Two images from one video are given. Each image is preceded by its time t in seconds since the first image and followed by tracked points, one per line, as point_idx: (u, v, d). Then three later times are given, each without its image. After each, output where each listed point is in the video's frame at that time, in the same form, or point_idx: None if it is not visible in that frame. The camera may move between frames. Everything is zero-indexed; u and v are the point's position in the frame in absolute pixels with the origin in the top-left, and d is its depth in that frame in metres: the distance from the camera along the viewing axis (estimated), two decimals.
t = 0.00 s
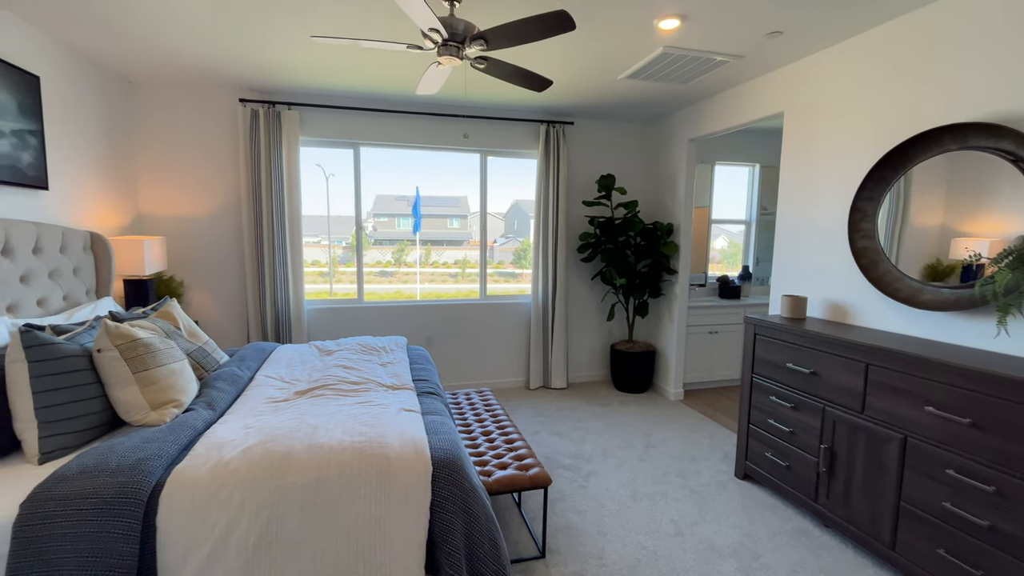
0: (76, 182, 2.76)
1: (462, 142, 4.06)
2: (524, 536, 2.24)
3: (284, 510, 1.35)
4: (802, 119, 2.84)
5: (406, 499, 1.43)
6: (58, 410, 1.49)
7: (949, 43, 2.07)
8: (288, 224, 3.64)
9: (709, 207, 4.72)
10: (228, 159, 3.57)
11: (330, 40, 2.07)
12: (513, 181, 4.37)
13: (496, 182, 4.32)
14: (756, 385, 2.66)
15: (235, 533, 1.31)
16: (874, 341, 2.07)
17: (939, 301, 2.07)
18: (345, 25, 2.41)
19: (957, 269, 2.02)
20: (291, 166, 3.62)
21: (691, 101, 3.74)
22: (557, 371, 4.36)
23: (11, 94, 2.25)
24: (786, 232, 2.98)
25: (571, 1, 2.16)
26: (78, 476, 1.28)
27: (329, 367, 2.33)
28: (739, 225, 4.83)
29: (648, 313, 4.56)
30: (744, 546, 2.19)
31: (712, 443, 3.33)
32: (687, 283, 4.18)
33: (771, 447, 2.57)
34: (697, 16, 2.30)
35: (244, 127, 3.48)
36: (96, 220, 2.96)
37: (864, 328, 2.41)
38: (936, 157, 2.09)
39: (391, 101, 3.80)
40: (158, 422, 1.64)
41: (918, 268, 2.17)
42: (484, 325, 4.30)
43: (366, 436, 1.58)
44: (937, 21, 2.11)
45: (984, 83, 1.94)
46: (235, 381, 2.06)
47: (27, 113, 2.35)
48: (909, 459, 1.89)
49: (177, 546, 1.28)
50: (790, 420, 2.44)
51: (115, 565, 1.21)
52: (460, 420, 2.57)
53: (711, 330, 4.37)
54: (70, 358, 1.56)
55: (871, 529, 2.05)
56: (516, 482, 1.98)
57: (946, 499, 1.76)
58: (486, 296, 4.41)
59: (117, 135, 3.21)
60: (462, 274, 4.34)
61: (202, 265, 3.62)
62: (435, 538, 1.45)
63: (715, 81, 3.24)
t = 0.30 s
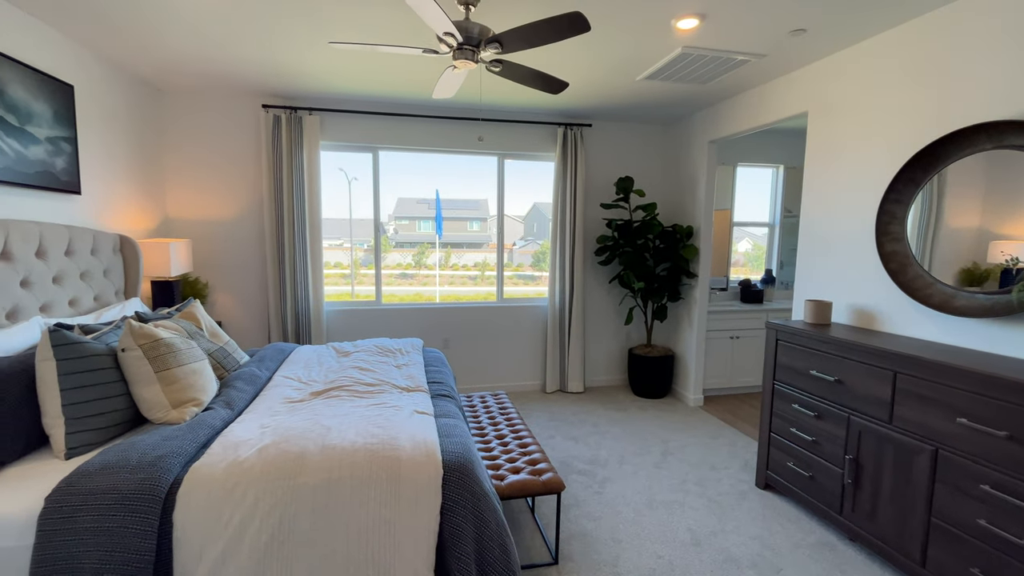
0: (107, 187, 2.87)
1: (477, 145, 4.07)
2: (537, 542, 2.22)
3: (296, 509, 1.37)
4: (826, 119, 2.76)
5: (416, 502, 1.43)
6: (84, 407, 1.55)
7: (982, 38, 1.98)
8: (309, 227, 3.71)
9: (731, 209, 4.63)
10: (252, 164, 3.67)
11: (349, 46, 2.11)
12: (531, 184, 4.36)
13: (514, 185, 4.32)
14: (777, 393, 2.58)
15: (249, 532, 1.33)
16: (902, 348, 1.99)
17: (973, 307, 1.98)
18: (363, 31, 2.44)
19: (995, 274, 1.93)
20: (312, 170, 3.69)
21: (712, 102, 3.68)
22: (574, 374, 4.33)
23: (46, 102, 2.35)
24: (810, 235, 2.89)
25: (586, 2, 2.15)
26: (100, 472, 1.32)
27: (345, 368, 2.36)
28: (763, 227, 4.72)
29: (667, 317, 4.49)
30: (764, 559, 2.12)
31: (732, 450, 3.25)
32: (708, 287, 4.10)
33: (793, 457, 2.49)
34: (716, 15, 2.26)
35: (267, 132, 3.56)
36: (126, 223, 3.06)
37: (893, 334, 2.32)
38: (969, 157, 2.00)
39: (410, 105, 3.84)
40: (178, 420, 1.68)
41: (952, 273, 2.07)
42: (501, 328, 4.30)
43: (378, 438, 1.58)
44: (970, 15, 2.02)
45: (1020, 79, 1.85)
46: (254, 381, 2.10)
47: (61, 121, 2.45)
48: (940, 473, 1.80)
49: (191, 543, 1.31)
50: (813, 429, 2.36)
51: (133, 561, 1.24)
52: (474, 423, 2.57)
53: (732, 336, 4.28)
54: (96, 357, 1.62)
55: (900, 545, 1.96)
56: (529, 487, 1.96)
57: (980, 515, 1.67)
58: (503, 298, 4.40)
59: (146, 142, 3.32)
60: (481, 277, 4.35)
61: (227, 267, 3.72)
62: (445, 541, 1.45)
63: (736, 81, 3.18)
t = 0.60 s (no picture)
0: (139, 191, 2.99)
1: (494, 148, 4.08)
2: (552, 546, 2.20)
3: (313, 507, 1.39)
4: (854, 118, 2.67)
5: (429, 504, 1.44)
6: (113, 404, 1.60)
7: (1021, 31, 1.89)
8: (331, 230, 3.78)
9: (754, 211, 4.52)
10: (276, 168, 3.76)
11: (369, 51, 2.14)
12: (551, 186, 4.35)
13: (534, 187, 4.32)
14: (801, 400, 2.51)
15: (266, 528, 1.35)
16: (934, 356, 1.91)
17: (1013, 313, 1.88)
18: (383, 37, 2.48)
19: None
20: (334, 174, 3.76)
21: (734, 102, 3.61)
22: (592, 378, 4.29)
23: (82, 111, 2.45)
24: (836, 238, 2.80)
25: (603, 4, 2.13)
26: (126, 467, 1.37)
27: (363, 369, 2.39)
28: (788, 230, 4.60)
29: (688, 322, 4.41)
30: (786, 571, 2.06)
31: (755, 459, 3.17)
32: (730, 291, 4.01)
33: (818, 467, 2.41)
34: (738, 14, 2.22)
35: (291, 137, 3.65)
36: (156, 226, 3.18)
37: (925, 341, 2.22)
38: (1008, 156, 1.91)
39: (430, 109, 3.88)
40: (202, 418, 1.73)
41: (991, 278, 1.96)
42: (519, 331, 4.29)
43: (393, 439, 1.60)
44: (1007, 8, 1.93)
45: None
46: (275, 380, 2.15)
47: (96, 128, 2.56)
48: (975, 487, 1.72)
49: (211, 538, 1.34)
50: (839, 438, 2.28)
51: (156, 555, 1.28)
52: (490, 426, 2.57)
53: (755, 341, 4.18)
54: (125, 355, 1.68)
55: (932, 561, 1.88)
56: (543, 491, 1.95)
57: (1019, 532, 1.59)
58: (521, 301, 4.40)
59: (176, 147, 3.44)
60: (502, 279, 4.36)
61: (252, 269, 3.82)
62: (458, 544, 1.44)
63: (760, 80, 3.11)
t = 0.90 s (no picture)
0: (170, 195, 3.09)
1: (512, 151, 4.09)
2: (568, 551, 2.18)
3: (329, 506, 1.41)
4: (884, 117, 2.58)
5: (445, 505, 1.45)
6: (142, 400, 1.67)
7: None
8: (353, 233, 3.85)
9: (779, 213, 4.41)
10: (300, 172, 3.85)
11: (389, 57, 2.17)
12: (571, 189, 4.33)
13: (553, 190, 4.31)
14: (828, 407, 2.43)
15: (285, 525, 1.38)
16: (970, 364, 1.82)
17: None
18: (403, 42, 2.51)
19: None
20: (356, 178, 3.82)
21: (758, 101, 3.53)
22: (611, 382, 4.25)
23: (117, 118, 2.56)
24: (866, 240, 2.71)
25: (622, 4, 2.11)
26: (153, 462, 1.41)
27: (382, 370, 2.42)
28: (815, 232, 4.47)
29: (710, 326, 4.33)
30: None
31: (779, 467, 3.08)
32: (754, 294, 3.92)
33: (845, 477, 2.33)
34: (761, 11, 2.17)
35: (314, 142, 3.73)
36: (186, 229, 3.29)
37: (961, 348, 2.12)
38: None
39: (450, 113, 3.91)
40: (225, 416, 1.78)
41: None
42: (538, 334, 4.28)
43: (409, 439, 1.61)
44: None
45: None
46: (296, 380, 2.20)
47: (130, 135, 2.66)
48: (1015, 502, 1.63)
49: (231, 533, 1.37)
50: (867, 447, 2.20)
51: (180, 548, 1.31)
52: (507, 428, 2.56)
53: (779, 346, 4.07)
54: (154, 353, 1.74)
55: None
56: (559, 495, 1.94)
57: None
58: (540, 304, 4.39)
59: (205, 153, 3.56)
60: (521, 281, 4.36)
61: (277, 271, 3.91)
62: (473, 546, 1.44)
63: (785, 79, 3.03)
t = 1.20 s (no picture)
0: (199, 199, 3.20)
1: (532, 154, 4.10)
2: (586, 556, 2.16)
3: (349, 504, 1.43)
4: (917, 115, 2.49)
5: (462, 506, 1.45)
6: (171, 397, 1.72)
7: None
8: (375, 235, 3.91)
9: (806, 214, 4.28)
10: (324, 176, 3.93)
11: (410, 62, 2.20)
12: (591, 191, 4.31)
13: (573, 192, 4.29)
14: (857, 416, 2.35)
15: (306, 522, 1.40)
16: (1010, 372, 1.74)
17: None
18: (424, 47, 2.54)
19: None
20: (378, 181, 3.89)
21: (784, 101, 3.44)
22: (631, 386, 4.20)
23: (150, 125, 2.66)
24: (897, 243, 2.61)
25: (643, 5, 2.09)
26: (181, 457, 1.46)
27: (401, 371, 2.44)
28: (844, 234, 4.34)
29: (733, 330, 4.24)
30: None
31: (805, 476, 2.99)
32: (779, 298, 3.82)
33: (875, 488, 2.24)
34: (787, 9, 2.12)
35: (338, 146, 3.81)
36: (214, 231, 3.39)
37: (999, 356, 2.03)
38: None
39: (470, 116, 3.94)
40: (250, 414, 1.83)
41: None
42: (557, 336, 4.26)
43: (427, 440, 1.62)
44: None
45: None
46: (318, 379, 2.24)
47: (163, 141, 2.77)
48: None
49: (254, 529, 1.40)
50: (899, 458, 2.12)
51: (205, 541, 1.35)
52: (525, 431, 2.56)
53: (806, 351, 3.95)
54: (182, 352, 1.80)
55: None
56: (578, 499, 1.92)
57: None
58: (559, 306, 4.37)
59: (233, 158, 3.67)
60: (541, 283, 4.35)
61: (301, 272, 4.00)
62: (490, 548, 1.45)
63: (811, 77, 2.95)
